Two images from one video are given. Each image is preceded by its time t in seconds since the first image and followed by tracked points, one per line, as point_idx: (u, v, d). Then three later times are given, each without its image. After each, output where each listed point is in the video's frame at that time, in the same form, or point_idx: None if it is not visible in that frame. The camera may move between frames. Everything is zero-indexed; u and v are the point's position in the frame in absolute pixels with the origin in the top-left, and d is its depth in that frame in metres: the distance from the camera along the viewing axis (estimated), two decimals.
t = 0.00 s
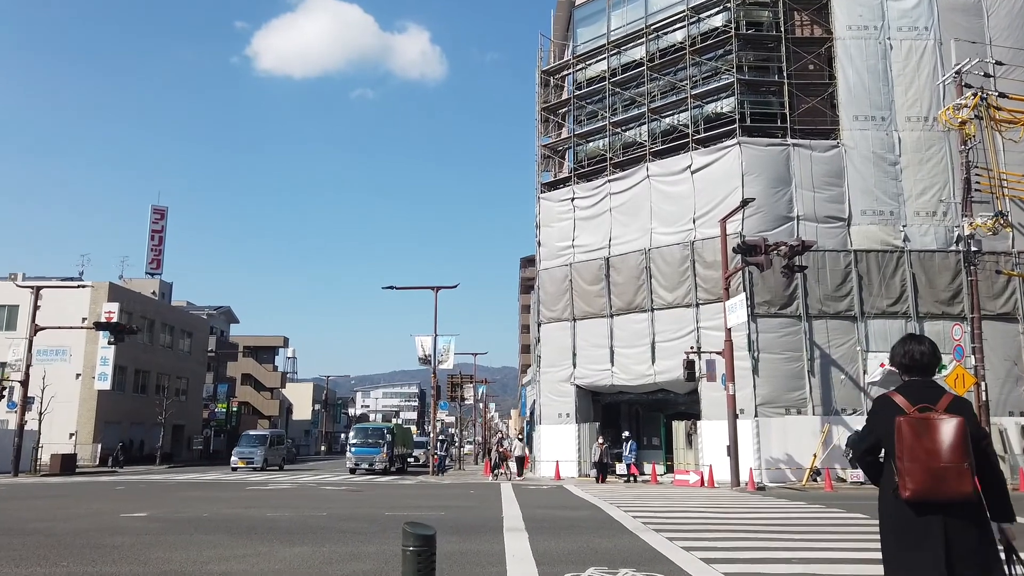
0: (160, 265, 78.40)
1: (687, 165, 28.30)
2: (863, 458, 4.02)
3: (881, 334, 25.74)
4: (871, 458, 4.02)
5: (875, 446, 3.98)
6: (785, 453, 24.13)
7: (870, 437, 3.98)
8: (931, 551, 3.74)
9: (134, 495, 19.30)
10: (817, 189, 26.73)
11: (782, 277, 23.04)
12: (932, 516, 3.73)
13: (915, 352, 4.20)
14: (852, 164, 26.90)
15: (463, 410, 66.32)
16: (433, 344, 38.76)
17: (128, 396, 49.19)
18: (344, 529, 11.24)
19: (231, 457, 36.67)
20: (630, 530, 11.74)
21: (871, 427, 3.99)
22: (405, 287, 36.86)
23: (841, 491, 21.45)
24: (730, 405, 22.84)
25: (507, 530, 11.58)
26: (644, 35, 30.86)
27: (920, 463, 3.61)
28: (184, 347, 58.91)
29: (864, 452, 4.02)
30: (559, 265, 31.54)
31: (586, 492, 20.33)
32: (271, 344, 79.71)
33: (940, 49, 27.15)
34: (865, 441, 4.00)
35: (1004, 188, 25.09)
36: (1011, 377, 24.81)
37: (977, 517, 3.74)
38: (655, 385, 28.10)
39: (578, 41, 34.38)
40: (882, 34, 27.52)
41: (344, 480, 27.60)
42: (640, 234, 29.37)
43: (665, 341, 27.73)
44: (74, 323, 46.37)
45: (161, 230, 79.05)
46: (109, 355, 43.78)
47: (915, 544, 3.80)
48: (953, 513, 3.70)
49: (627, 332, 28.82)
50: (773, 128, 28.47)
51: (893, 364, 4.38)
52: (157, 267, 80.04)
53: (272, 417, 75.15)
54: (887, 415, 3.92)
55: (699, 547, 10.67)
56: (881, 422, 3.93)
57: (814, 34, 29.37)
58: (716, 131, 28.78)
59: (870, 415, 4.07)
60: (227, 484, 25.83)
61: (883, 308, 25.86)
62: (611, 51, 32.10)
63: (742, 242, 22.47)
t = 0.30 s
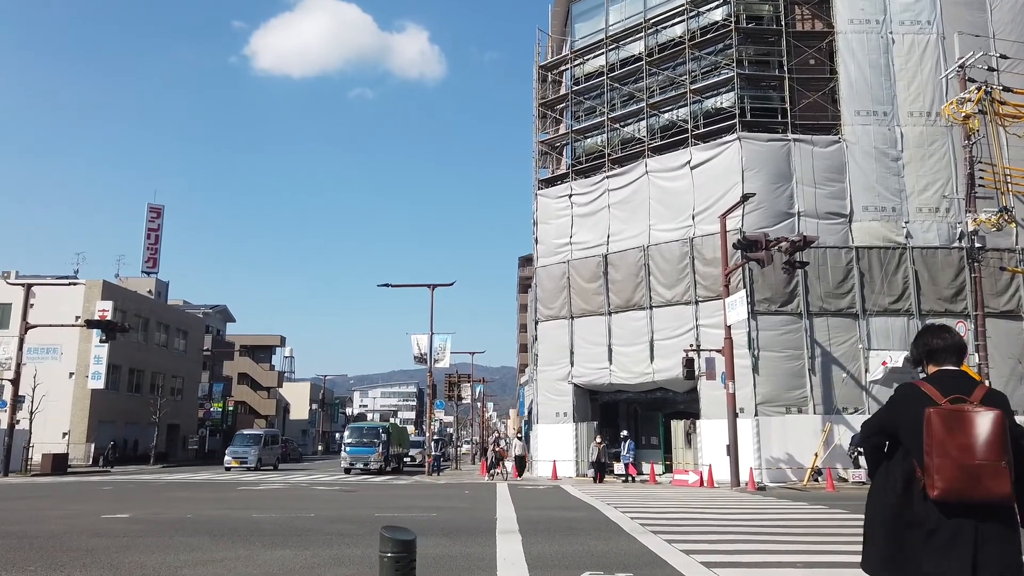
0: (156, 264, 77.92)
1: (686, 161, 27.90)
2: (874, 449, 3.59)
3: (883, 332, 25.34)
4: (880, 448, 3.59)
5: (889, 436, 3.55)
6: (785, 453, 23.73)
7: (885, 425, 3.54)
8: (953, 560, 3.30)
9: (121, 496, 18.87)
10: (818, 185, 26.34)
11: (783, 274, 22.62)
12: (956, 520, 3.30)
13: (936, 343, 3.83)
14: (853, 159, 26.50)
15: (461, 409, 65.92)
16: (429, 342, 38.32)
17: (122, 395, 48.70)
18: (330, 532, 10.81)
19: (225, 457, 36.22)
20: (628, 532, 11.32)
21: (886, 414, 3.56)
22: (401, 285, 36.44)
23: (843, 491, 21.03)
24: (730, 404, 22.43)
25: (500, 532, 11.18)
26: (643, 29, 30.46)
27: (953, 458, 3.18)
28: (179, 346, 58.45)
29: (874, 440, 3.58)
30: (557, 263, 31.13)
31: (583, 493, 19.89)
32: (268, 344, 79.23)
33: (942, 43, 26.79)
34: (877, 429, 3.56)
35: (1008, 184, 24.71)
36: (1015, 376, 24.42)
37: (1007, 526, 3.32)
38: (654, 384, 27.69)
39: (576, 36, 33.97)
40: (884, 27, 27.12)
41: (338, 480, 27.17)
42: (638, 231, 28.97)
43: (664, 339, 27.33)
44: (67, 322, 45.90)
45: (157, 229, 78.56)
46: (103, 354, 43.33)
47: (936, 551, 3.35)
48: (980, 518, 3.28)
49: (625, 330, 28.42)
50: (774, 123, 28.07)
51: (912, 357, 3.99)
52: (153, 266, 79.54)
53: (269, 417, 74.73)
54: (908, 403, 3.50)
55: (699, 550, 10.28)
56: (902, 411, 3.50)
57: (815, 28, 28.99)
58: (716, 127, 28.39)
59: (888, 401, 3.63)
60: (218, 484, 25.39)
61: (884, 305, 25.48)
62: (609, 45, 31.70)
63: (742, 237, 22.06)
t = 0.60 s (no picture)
0: (154, 265, 77.47)
1: (687, 159, 27.49)
2: (923, 457, 3.37)
3: (887, 332, 24.91)
4: (929, 457, 3.36)
5: (938, 442, 3.33)
6: (788, 455, 23.31)
7: (932, 434, 3.32)
8: None
9: (109, 500, 18.42)
10: (822, 183, 25.93)
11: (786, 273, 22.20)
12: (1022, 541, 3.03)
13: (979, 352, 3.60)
14: (857, 157, 26.10)
15: (460, 410, 65.45)
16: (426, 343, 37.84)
17: (118, 397, 48.24)
18: (318, 540, 10.36)
19: (220, 459, 35.77)
20: (629, 540, 10.89)
21: (934, 421, 3.31)
22: (399, 285, 36.05)
23: (848, 495, 20.58)
24: (732, 406, 21.99)
25: (495, 540, 10.75)
26: (643, 26, 30.06)
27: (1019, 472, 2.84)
28: (176, 348, 58.00)
29: (926, 449, 3.35)
30: (557, 262, 30.71)
31: (583, 497, 19.46)
32: (267, 345, 78.76)
33: (947, 39, 26.39)
34: (928, 437, 3.33)
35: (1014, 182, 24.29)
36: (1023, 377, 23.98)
37: None
38: (655, 385, 27.26)
39: (576, 33, 33.58)
40: (888, 24, 26.70)
41: (333, 483, 26.73)
42: (639, 230, 28.56)
43: (665, 340, 26.91)
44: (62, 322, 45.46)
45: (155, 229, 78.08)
46: (98, 356, 42.87)
47: None
48: None
49: (626, 331, 28.02)
50: (776, 121, 27.67)
51: (964, 366, 3.71)
52: (151, 267, 79.12)
53: (267, 419, 74.27)
54: (961, 412, 3.20)
55: (703, 559, 9.85)
56: (951, 418, 3.24)
57: (817, 24, 28.61)
58: (717, 124, 27.99)
59: (934, 405, 3.35)
60: (211, 487, 24.95)
61: (888, 306, 25.07)
62: (609, 42, 31.31)
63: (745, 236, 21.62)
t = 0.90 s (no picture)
0: (153, 266, 77.11)
1: (690, 156, 27.13)
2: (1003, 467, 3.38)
3: (893, 332, 24.52)
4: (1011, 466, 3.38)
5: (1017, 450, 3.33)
6: (793, 457, 22.92)
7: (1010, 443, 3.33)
8: None
9: (101, 502, 18.01)
10: (826, 180, 25.56)
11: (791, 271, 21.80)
12: None
13: None
14: (862, 154, 25.73)
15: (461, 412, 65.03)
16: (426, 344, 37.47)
17: (114, 398, 47.83)
18: (310, 544, 9.98)
19: (217, 461, 35.38)
20: (633, 544, 10.51)
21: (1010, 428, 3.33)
22: (398, 285, 35.65)
23: (854, 497, 20.18)
24: (736, 407, 21.60)
25: (494, 544, 10.36)
26: (645, 22, 29.71)
27: None
28: (174, 349, 57.59)
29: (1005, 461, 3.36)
30: (557, 261, 30.34)
31: (584, 498, 19.07)
32: (266, 346, 78.37)
33: (953, 35, 26.06)
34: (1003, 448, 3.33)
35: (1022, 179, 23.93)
36: None
37: None
38: (657, 386, 26.88)
39: (577, 30, 33.24)
40: (893, 20, 26.36)
41: (331, 485, 26.32)
42: (640, 228, 28.20)
43: (667, 340, 26.53)
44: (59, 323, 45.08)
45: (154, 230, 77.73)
46: (95, 356, 42.47)
47: None
48: None
49: (627, 331, 27.64)
50: (780, 118, 27.31)
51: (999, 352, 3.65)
52: (150, 267, 78.77)
53: (266, 421, 73.90)
54: None
55: (711, 564, 9.45)
56: None
57: (821, 21, 28.27)
58: (720, 121, 27.65)
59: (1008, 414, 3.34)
60: (206, 489, 24.56)
61: (894, 305, 24.69)
62: (611, 39, 30.95)
63: (750, 233, 21.24)
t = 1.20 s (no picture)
0: (151, 267, 76.71)
1: (693, 156, 26.76)
2: None
3: (899, 334, 24.12)
4: None
5: None
6: (797, 461, 22.51)
7: None
8: None
9: (92, 507, 17.58)
10: (831, 180, 25.18)
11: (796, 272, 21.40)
12: None
13: None
14: (868, 154, 25.35)
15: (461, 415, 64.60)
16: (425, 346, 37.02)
17: (111, 401, 47.39)
18: (301, 554, 9.57)
19: (214, 464, 34.94)
20: (637, 553, 10.11)
21: None
22: (396, 286, 35.30)
23: (861, 503, 19.76)
24: (740, 410, 21.19)
25: (494, 553, 9.95)
26: (647, 20, 29.37)
27: None
28: (172, 351, 57.17)
29: None
30: (558, 262, 29.95)
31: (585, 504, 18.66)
32: (265, 348, 77.96)
33: (960, 33, 25.72)
34: None
35: None
36: None
37: None
38: (659, 389, 26.48)
39: (578, 29, 32.88)
40: (899, 17, 26.01)
41: (327, 489, 25.91)
42: (642, 229, 27.81)
43: (669, 342, 26.14)
44: (55, 324, 44.67)
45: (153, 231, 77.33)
46: (92, 358, 42.05)
47: None
48: None
49: (629, 333, 27.24)
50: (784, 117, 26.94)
51: None
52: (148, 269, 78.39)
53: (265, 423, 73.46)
54: None
55: (720, 575, 9.04)
56: None
57: (826, 19, 27.93)
58: (723, 120, 27.28)
59: None
60: (201, 493, 24.13)
61: (901, 307, 24.29)
62: (612, 38, 30.58)
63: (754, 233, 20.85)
